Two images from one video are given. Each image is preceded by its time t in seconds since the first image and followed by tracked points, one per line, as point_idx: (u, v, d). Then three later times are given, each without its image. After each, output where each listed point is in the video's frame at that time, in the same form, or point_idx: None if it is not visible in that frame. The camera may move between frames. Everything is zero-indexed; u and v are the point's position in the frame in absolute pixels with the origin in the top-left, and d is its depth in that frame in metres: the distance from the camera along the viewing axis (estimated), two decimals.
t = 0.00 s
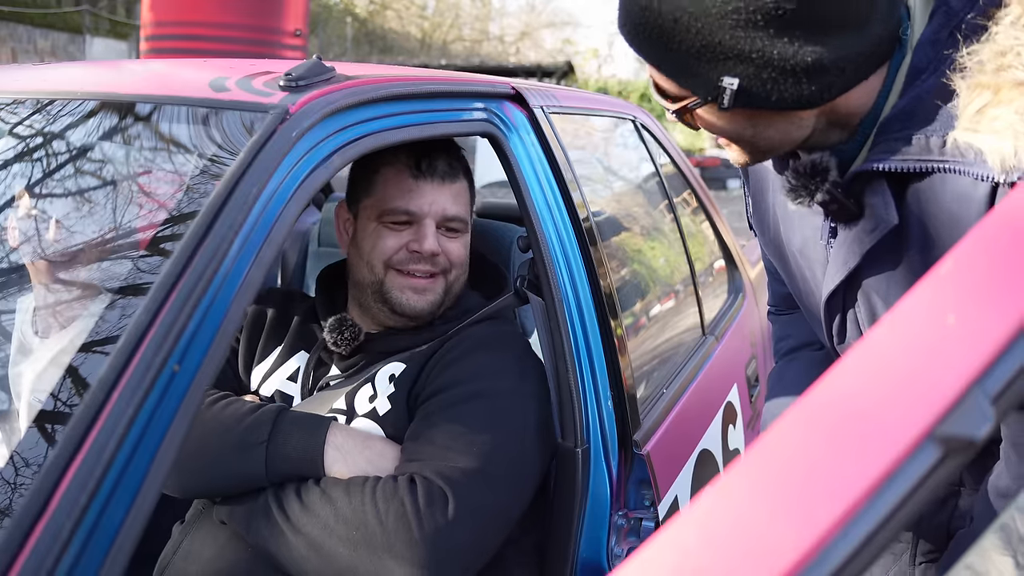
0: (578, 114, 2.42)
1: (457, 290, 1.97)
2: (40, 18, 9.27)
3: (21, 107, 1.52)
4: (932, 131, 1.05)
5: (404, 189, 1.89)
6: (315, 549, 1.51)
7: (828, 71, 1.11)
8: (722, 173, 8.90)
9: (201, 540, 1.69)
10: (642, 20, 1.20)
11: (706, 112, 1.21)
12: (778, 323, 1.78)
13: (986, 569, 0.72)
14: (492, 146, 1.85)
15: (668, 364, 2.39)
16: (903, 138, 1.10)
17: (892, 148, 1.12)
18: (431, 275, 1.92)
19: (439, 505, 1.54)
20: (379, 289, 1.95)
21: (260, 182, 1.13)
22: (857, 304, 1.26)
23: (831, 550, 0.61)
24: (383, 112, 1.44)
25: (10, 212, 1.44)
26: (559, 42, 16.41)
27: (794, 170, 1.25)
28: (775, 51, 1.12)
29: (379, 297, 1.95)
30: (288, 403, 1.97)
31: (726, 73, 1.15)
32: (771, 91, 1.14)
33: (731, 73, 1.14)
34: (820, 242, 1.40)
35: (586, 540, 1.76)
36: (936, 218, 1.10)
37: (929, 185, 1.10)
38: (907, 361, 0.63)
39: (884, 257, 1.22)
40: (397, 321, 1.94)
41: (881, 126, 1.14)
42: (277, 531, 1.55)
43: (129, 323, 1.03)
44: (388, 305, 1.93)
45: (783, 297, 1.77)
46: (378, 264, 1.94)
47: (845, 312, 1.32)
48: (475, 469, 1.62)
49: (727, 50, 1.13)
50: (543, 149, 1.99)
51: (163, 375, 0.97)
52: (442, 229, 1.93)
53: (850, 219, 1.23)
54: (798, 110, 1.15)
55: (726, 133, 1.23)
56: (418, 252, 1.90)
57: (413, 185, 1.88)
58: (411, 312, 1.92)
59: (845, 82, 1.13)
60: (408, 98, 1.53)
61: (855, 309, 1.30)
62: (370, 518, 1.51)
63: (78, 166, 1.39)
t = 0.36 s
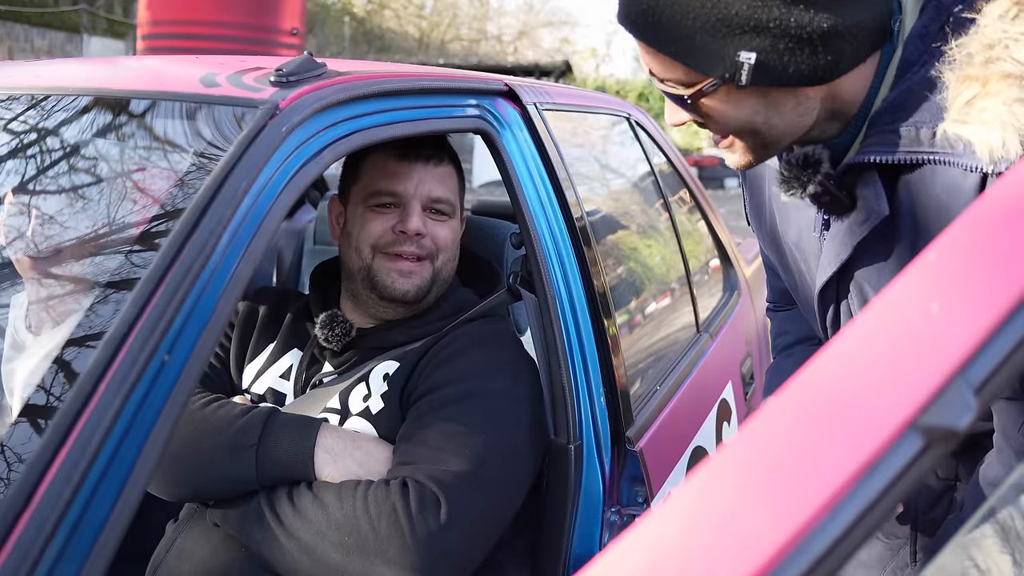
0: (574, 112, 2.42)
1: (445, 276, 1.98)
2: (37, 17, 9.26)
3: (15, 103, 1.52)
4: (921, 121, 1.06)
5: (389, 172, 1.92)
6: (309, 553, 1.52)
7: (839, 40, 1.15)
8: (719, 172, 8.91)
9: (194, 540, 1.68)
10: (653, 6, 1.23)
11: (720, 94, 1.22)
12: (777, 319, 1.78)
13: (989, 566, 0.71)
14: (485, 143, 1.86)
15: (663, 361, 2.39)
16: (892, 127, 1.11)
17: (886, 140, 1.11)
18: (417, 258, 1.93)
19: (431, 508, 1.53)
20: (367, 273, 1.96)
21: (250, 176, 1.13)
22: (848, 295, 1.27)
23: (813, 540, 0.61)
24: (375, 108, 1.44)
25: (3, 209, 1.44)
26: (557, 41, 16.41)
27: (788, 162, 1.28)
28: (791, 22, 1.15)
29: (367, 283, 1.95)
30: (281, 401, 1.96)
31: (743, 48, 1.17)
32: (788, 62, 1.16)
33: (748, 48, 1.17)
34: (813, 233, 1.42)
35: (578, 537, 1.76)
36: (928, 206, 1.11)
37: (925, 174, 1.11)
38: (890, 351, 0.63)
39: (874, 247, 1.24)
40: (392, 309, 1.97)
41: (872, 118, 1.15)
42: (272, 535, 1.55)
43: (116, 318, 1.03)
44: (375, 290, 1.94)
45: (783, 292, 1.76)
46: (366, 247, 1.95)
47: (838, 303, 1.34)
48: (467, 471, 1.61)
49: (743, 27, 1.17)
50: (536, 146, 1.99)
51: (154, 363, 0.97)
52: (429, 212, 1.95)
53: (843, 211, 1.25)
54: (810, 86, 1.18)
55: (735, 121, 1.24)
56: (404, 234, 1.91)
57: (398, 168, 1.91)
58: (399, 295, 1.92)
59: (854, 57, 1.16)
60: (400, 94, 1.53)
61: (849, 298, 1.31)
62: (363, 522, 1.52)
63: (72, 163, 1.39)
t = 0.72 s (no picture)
0: (572, 108, 2.42)
1: (440, 263, 1.98)
2: (36, 14, 9.25)
3: (12, 98, 1.52)
4: (919, 102, 1.06)
5: (377, 163, 1.91)
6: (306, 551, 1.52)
7: None
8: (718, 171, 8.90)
9: (191, 535, 1.68)
10: None
11: (739, 61, 1.22)
12: (780, 317, 1.78)
13: (986, 563, 0.71)
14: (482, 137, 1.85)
15: (661, 358, 2.39)
16: (885, 112, 1.13)
17: (886, 122, 1.12)
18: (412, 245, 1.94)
19: (429, 507, 1.53)
20: (361, 267, 1.95)
21: (245, 168, 1.13)
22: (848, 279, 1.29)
23: (809, 529, 0.60)
24: (372, 101, 1.44)
25: None
26: (556, 39, 16.39)
27: (788, 148, 1.31)
28: None
29: (363, 275, 1.95)
30: (277, 397, 1.95)
31: (761, 5, 1.17)
32: (806, 17, 1.17)
33: (766, 4, 1.17)
34: (813, 219, 1.41)
35: (575, 532, 1.76)
36: (923, 186, 1.13)
37: (920, 155, 1.12)
38: (888, 340, 0.63)
39: (873, 231, 1.25)
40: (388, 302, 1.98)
41: (869, 102, 1.17)
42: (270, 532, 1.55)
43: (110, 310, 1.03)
44: (372, 283, 1.95)
45: (785, 290, 1.76)
46: (359, 238, 1.95)
47: (840, 288, 1.35)
48: (463, 468, 1.61)
49: None
50: (534, 141, 1.99)
51: (151, 349, 0.97)
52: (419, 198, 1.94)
53: (841, 195, 1.26)
54: (826, 44, 1.19)
55: (753, 93, 1.23)
56: (397, 222, 1.91)
57: (385, 158, 1.90)
58: (396, 284, 1.93)
59: (863, 18, 1.18)
60: (397, 88, 1.52)
61: (849, 284, 1.32)
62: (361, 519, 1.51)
63: (68, 159, 1.38)
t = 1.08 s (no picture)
0: (577, 105, 2.42)
1: (454, 262, 1.99)
2: (37, 13, 9.25)
3: (14, 97, 1.51)
4: (937, 85, 1.07)
5: (394, 161, 1.92)
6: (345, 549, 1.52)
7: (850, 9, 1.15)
8: (719, 170, 8.90)
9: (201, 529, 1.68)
10: None
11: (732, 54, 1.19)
12: (787, 309, 1.77)
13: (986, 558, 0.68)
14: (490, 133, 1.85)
15: (665, 355, 2.39)
16: (903, 93, 1.13)
17: (902, 105, 1.13)
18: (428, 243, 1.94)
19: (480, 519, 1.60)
20: (379, 263, 1.95)
21: (257, 163, 1.12)
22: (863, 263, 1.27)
23: (833, 520, 0.60)
24: (382, 96, 1.44)
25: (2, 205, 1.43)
26: (557, 39, 16.39)
27: (804, 130, 1.26)
28: None
29: (379, 272, 1.95)
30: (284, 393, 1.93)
31: (755, 9, 1.14)
32: (801, 25, 1.14)
33: (761, 9, 1.14)
34: (829, 205, 1.41)
35: (584, 528, 1.75)
36: (941, 170, 1.13)
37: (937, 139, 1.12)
38: (909, 330, 0.63)
39: (889, 213, 1.24)
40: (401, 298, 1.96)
41: (887, 85, 1.16)
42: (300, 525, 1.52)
43: (122, 307, 1.02)
44: (388, 279, 1.94)
45: (792, 281, 1.76)
46: (378, 238, 1.94)
47: (852, 272, 1.33)
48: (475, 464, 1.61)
49: None
50: (542, 137, 1.99)
51: (168, 338, 0.97)
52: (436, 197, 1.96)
53: (857, 178, 1.25)
54: (818, 52, 1.17)
55: (747, 83, 1.21)
56: (415, 222, 1.92)
57: (404, 157, 1.92)
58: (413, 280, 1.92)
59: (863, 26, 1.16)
60: (406, 83, 1.52)
61: (863, 268, 1.31)
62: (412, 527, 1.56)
63: (72, 159, 1.38)
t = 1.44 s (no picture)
0: (579, 105, 2.42)
1: (449, 263, 2.00)
2: (37, 13, 9.23)
3: (18, 100, 1.49)
4: (944, 94, 1.08)
5: (387, 165, 1.91)
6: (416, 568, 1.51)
7: (843, 38, 1.14)
8: (720, 167, 8.89)
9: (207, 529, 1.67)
10: None
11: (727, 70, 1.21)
12: (791, 311, 1.78)
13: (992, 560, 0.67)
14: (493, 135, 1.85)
15: (669, 355, 2.39)
16: (911, 101, 1.13)
17: (909, 113, 1.13)
18: (423, 247, 1.94)
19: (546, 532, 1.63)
20: (373, 268, 1.94)
21: (266, 167, 1.12)
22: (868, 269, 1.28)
23: (842, 530, 0.60)
24: (387, 100, 1.44)
25: (10, 207, 1.45)
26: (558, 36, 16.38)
27: (808, 138, 1.26)
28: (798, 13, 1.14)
29: (374, 278, 1.95)
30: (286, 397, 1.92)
31: (750, 33, 1.16)
32: (792, 53, 1.15)
33: (755, 34, 1.16)
34: (834, 210, 1.41)
35: (587, 530, 1.77)
36: (946, 177, 1.13)
37: (942, 149, 1.13)
38: (917, 341, 0.63)
39: (895, 219, 1.24)
40: (397, 302, 1.95)
41: (893, 93, 1.16)
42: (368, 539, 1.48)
43: (134, 310, 1.03)
44: (383, 286, 1.94)
45: (796, 283, 1.77)
46: (371, 242, 1.95)
47: (858, 278, 1.34)
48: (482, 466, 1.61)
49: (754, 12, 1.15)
50: (546, 139, 1.99)
51: (179, 341, 0.98)
52: (429, 201, 1.96)
53: (862, 185, 1.25)
54: (809, 77, 1.17)
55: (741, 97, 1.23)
56: (409, 227, 1.92)
57: (396, 160, 1.91)
58: (408, 284, 1.93)
59: (858, 53, 1.15)
60: (410, 87, 1.53)
61: (867, 275, 1.32)
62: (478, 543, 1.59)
63: (77, 160, 1.39)
